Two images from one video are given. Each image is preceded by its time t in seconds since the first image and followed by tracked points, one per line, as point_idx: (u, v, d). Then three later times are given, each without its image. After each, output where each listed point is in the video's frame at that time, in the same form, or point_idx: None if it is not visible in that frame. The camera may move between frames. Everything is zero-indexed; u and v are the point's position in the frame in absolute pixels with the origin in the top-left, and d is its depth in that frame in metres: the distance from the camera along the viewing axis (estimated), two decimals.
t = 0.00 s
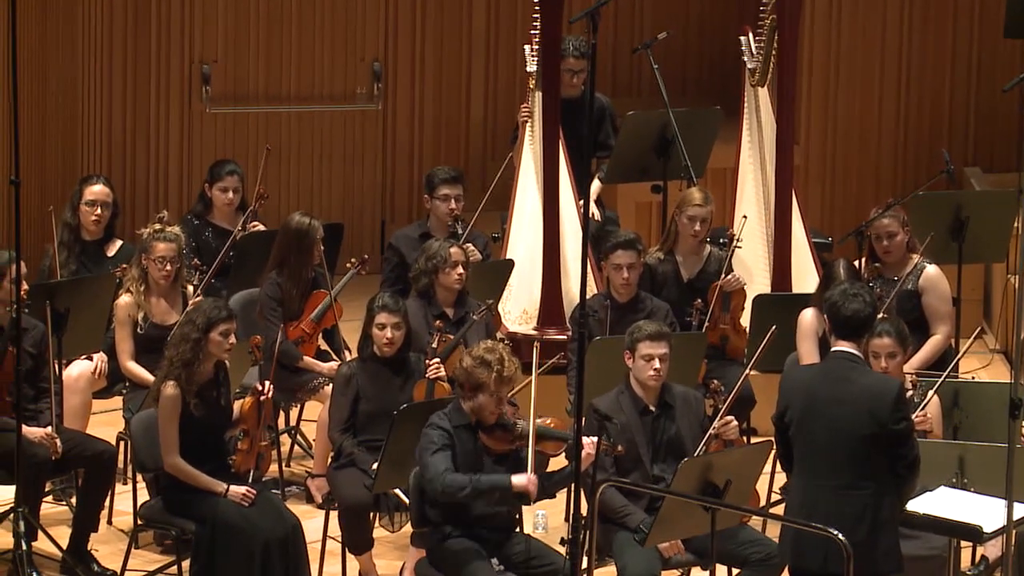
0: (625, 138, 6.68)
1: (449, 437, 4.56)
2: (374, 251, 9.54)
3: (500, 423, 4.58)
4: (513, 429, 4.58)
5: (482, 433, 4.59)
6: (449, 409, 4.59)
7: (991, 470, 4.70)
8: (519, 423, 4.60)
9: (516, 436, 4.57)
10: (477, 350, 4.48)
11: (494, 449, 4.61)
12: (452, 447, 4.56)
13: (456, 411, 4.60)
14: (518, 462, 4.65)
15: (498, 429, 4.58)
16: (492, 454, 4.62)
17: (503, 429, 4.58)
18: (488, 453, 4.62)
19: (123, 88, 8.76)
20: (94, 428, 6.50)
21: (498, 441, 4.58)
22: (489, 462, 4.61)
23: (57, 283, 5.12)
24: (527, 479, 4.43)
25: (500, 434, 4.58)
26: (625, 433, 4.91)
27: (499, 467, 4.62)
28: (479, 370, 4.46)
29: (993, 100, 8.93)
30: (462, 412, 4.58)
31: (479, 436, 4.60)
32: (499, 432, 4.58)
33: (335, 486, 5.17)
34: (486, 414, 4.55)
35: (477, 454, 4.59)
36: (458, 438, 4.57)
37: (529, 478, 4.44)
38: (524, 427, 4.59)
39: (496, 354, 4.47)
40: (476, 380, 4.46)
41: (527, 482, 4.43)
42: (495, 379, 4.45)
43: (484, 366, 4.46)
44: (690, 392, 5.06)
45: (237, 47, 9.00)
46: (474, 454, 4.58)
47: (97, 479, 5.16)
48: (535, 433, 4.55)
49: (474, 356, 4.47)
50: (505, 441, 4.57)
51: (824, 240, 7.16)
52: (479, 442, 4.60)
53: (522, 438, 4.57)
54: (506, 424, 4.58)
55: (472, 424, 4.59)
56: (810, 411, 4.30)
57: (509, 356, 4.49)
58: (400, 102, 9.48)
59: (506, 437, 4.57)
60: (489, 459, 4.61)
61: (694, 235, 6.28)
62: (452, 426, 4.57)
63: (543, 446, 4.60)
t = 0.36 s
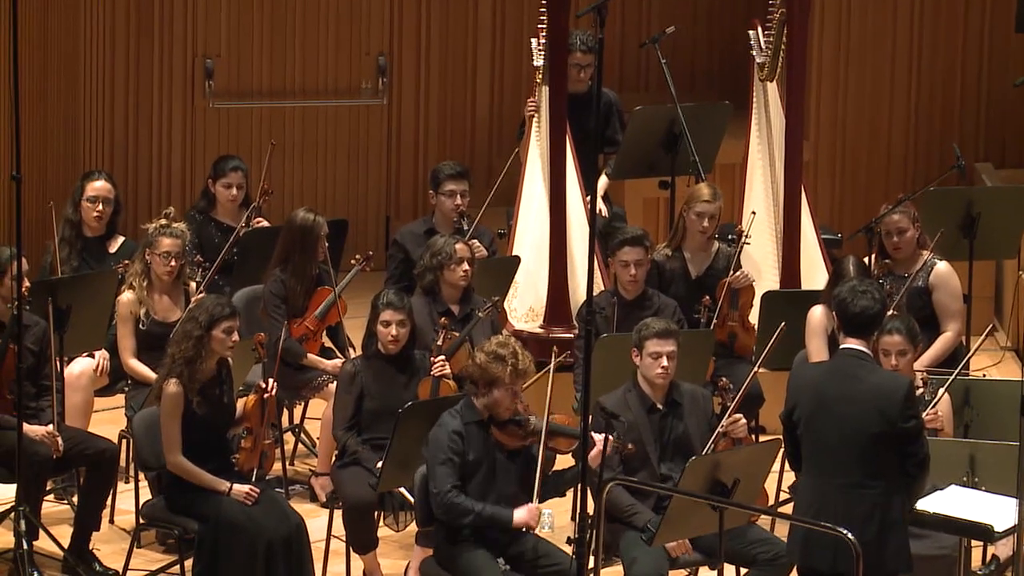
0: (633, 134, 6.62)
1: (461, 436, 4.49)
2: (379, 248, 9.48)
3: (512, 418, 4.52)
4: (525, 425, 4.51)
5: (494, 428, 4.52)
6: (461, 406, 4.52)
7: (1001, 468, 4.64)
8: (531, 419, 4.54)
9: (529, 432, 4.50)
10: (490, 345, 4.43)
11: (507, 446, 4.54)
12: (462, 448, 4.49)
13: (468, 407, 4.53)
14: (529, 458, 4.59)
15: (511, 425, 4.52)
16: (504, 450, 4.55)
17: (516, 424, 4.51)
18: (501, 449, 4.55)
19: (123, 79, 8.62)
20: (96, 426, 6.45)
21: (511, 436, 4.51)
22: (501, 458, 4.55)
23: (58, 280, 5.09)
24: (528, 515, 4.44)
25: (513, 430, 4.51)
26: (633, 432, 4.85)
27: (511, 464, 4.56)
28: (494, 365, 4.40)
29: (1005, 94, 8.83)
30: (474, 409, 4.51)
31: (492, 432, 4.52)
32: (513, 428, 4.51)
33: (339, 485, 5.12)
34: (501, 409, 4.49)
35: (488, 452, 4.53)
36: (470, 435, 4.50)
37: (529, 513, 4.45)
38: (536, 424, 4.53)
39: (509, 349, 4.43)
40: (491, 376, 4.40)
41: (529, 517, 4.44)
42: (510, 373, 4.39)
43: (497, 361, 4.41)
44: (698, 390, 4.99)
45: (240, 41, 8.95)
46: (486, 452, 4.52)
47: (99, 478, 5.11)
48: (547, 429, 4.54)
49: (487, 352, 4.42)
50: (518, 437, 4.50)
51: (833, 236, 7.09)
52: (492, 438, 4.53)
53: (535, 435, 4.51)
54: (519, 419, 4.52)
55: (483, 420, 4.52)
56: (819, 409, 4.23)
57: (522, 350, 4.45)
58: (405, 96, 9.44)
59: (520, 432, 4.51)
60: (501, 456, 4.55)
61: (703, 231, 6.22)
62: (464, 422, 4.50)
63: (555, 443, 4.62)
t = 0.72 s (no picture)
0: (641, 128, 6.57)
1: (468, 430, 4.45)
2: (385, 242, 9.46)
3: (517, 410, 4.53)
4: (531, 416, 4.52)
5: (500, 421, 4.51)
6: (465, 401, 4.49)
7: (1013, 465, 4.59)
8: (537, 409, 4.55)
9: (534, 423, 4.51)
10: (486, 339, 4.40)
11: (514, 438, 4.51)
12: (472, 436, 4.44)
13: (472, 403, 4.50)
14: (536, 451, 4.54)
15: (517, 418, 4.52)
16: (512, 443, 4.51)
17: (521, 416, 4.52)
18: (509, 442, 4.51)
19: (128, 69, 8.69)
20: (100, 422, 6.42)
21: (517, 428, 4.51)
22: (509, 450, 4.50)
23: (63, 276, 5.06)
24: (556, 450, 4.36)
25: (519, 421, 4.51)
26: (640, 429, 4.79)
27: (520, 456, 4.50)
28: (491, 359, 4.37)
29: (1015, 89, 8.80)
30: (478, 403, 4.49)
31: (498, 425, 4.50)
32: (519, 420, 4.51)
33: (345, 482, 5.07)
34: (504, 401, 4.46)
35: (498, 442, 4.48)
36: (476, 429, 4.46)
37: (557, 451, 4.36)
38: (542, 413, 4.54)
39: (505, 341, 4.39)
40: (489, 370, 4.37)
41: (558, 452, 4.35)
42: (508, 366, 4.36)
43: (494, 354, 4.37)
44: (707, 385, 4.95)
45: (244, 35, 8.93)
46: (495, 442, 4.47)
47: (102, 475, 5.08)
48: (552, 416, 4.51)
49: (484, 346, 4.39)
50: (526, 428, 4.50)
51: (843, 231, 7.05)
52: (498, 431, 4.50)
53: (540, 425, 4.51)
54: (524, 411, 4.53)
55: (488, 414, 4.50)
56: (828, 405, 4.19)
57: (520, 341, 4.40)
58: (411, 95, 9.42)
59: (526, 423, 4.51)
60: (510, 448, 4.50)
61: (711, 226, 6.18)
62: (470, 415, 4.47)
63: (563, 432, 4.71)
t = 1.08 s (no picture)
0: (652, 121, 6.51)
1: (466, 435, 4.32)
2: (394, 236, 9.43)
3: (517, 403, 4.39)
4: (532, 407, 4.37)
5: (500, 418, 4.36)
6: (463, 402, 4.36)
7: None
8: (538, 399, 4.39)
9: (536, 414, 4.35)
10: (475, 333, 4.33)
11: (517, 433, 4.36)
12: (471, 443, 4.32)
13: (470, 402, 4.37)
14: (541, 444, 4.40)
15: (520, 410, 4.38)
16: (515, 438, 4.36)
17: (523, 409, 4.38)
18: (512, 437, 4.37)
19: (136, 58, 8.57)
20: (106, 417, 6.37)
21: (521, 422, 4.35)
22: (513, 447, 4.37)
23: (69, 269, 5.01)
24: (547, 513, 4.23)
25: (523, 414, 4.36)
26: (651, 424, 4.72)
27: (525, 451, 4.38)
28: (483, 354, 4.31)
29: None
30: (476, 402, 4.36)
31: (499, 422, 4.36)
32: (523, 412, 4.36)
33: (354, 478, 5.02)
34: (502, 395, 4.35)
35: (500, 440, 4.35)
36: (475, 433, 4.33)
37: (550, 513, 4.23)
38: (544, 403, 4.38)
39: (495, 332, 4.32)
40: (482, 365, 4.30)
41: (548, 518, 4.22)
42: (500, 359, 4.29)
43: (486, 348, 4.31)
44: (719, 380, 4.89)
45: (252, 28, 8.91)
46: (498, 441, 4.35)
47: (108, 471, 5.03)
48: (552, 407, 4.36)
49: (474, 340, 4.32)
50: (528, 421, 4.35)
51: (857, 225, 6.99)
52: (499, 429, 4.36)
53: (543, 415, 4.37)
54: (525, 404, 4.38)
55: (486, 413, 4.36)
56: (841, 400, 4.12)
57: (509, 332, 4.34)
58: (419, 83, 9.45)
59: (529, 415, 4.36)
60: (513, 444, 4.37)
61: (723, 220, 6.11)
62: (468, 418, 4.34)
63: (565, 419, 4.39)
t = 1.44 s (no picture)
0: (663, 114, 6.44)
1: (469, 432, 4.25)
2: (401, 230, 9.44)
3: (518, 397, 4.29)
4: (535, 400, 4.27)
5: (504, 413, 4.29)
6: (464, 399, 4.31)
7: None
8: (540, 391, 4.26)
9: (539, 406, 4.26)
10: (472, 327, 4.23)
11: (519, 426, 4.29)
12: (474, 439, 4.25)
13: (471, 399, 4.31)
14: (543, 438, 4.33)
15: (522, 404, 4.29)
16: (518, 432, 4.30)
17: (525, 403, 4.28)
18: (514, 431, 4.30)
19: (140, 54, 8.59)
20: (110, 413, 6.32)
21: (523, 415, 4.28)
22: (516, 442, 4.29)
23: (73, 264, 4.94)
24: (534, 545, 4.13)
25: (525, 407, 4.28)
26: (663, 421, 4.65)
27: (529, 446, 4.30)
28: (478, 347, 4.21)
29: None
30: (478, 398, 4.30)
31: (502, 417, 4.30)
32: (523, 405, 4.28)
33: (362, 475, 4.96)
34: (501, 388, 4.26)
35: (504, 435, 4.28)
36: (479, 429, 4.26)
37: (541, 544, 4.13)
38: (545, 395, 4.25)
39: (490, 325, 4.22)
40: (478, 358, 4.22)
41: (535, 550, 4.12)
42: (496, 351, 4.20)
43: (481, 341, 4.22)
44: (731, 377, 4.82)
45: (258, 22, 8.93)
46: (501, 436, 4.28)
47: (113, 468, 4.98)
48: (552, 400, 4.18)
49: (469, 334, 4.23)
50: (531, 414, 4.27)
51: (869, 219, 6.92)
52: (502, 423, 4.30)
53: (546, 408, 4.26)
54: (527, 397, 4.28)
55: (490, 408, 4.30)
56: (854, 396, 4.05)
57: (505, 325, 4.24)
58: (428, 79, 9.47)
59: (531, 408, 4.27)
60: (516, 438, 4.29)
61: (734, 214, 6.04)
62: (469, 414, 4.27)
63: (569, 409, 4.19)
